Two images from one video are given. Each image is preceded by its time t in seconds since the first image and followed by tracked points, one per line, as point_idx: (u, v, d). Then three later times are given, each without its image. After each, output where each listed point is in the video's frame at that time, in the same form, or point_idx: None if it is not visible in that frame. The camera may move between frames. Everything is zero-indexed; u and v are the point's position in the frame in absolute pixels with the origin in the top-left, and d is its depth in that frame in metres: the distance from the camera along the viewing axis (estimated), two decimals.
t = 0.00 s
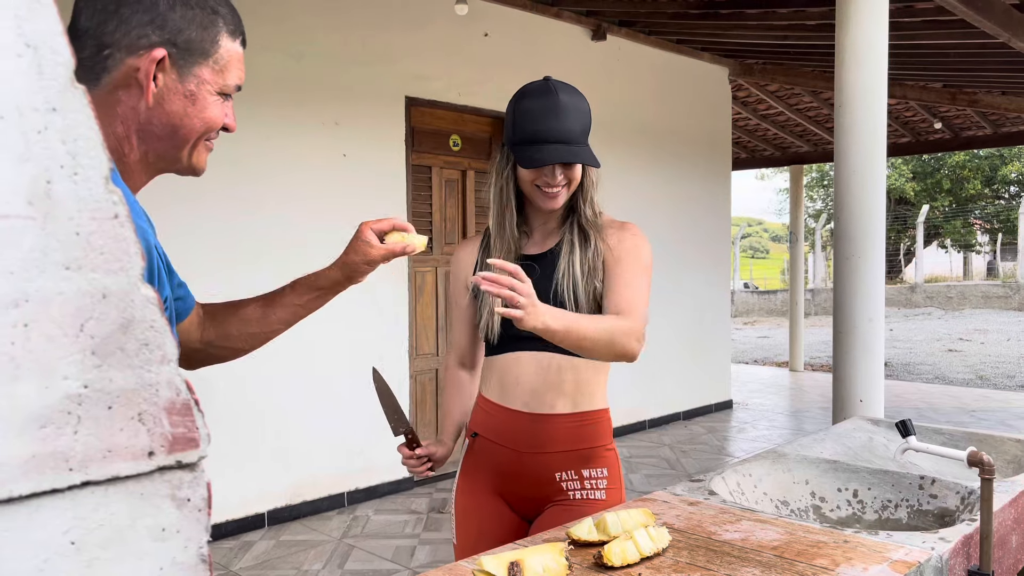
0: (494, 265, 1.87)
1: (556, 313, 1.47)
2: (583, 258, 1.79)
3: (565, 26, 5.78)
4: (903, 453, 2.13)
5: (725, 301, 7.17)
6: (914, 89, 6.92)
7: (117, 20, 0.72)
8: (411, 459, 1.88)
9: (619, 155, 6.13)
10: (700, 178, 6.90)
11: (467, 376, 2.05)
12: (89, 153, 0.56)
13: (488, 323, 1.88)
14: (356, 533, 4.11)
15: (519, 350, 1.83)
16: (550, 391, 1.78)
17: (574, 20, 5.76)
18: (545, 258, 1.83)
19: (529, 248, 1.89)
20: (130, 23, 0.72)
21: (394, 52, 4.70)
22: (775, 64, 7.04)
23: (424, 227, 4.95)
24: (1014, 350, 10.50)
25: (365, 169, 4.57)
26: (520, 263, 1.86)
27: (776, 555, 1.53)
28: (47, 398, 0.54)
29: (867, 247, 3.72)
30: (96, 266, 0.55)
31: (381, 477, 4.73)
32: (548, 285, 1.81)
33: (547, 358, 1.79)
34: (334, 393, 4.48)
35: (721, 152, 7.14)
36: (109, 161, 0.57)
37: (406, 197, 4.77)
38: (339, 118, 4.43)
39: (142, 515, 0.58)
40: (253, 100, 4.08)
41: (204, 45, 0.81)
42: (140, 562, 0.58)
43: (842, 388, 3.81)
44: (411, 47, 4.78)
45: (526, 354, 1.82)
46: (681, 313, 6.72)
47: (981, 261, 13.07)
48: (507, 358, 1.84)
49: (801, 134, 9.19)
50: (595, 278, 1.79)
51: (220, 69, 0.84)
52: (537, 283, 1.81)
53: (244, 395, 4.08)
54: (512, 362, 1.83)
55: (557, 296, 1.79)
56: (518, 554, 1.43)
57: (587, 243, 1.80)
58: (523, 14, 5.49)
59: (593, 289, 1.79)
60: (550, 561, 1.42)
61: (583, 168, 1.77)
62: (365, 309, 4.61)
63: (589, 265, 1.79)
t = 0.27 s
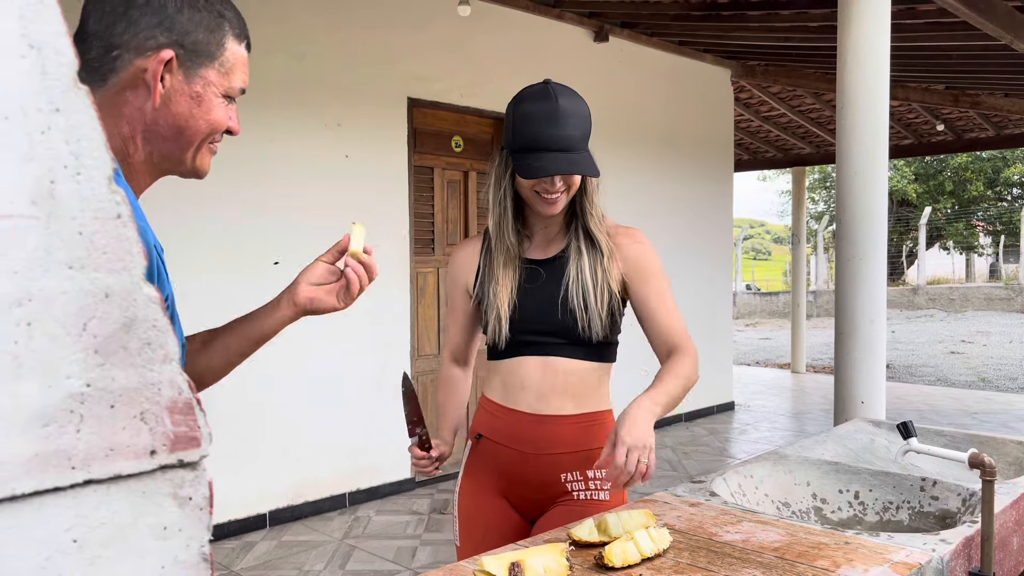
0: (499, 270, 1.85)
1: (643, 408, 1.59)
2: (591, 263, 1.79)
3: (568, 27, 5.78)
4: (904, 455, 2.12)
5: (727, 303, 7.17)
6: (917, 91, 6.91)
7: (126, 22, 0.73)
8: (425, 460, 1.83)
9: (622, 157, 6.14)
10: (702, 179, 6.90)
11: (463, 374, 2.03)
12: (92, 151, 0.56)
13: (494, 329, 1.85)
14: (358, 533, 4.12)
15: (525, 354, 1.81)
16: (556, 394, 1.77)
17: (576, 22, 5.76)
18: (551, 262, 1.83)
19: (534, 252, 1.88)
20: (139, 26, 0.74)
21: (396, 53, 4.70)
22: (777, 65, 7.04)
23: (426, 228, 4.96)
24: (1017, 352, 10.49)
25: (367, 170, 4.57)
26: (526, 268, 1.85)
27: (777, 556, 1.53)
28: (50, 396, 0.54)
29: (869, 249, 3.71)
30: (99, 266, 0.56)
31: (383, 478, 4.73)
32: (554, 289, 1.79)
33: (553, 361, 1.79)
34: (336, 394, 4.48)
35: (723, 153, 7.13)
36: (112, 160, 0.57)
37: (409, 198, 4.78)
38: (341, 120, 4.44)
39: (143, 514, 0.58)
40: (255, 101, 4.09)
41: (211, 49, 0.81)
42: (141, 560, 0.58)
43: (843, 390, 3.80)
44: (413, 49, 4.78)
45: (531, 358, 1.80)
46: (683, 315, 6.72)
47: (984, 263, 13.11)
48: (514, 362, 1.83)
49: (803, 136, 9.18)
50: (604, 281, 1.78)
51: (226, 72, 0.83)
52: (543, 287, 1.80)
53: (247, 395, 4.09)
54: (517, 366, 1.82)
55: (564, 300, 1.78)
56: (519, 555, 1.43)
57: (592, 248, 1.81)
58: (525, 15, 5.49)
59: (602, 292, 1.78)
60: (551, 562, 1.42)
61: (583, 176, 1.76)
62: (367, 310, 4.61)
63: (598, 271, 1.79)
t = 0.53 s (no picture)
0: (507, 270, 1.85)
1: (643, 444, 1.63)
2: (599, 266, 1.80)
3: (570, 28, 5.79)
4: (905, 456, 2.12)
5: (728, 304, 7.16)
6: (919, 93, 6.91)
7: (142, 29, 0.75)
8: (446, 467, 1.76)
9: (624, 158, 6.14)
10: (704, 180, 6.90)
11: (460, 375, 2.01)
12: (100, 155, 0.57)
13: (502, 331, 1.84)
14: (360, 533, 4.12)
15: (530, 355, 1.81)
16: (560, 394, 1.78)
17: (578, 22, 5.77)
18: (558, 264, 1.84)
19: (542, 254, 1.89)
20: (154, 33, 0.75)
21: (398, 54, 4.71)
22: (780, 67, 7.04)
23: (428, 229, 4.97)
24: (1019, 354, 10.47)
25: (370, 170, 4.58)
26: (533, 269, 1.85)
27: (778, 556, 1.54)
28: (56, 395, 0.55)
29: (871, 250, 3.71)
30: (105, 267, 0.56)
31: (384, 478, 4.73)
32: (562, 291, 1.80)
33: (558, 362, 1.79)
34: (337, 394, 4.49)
35: (725, 154, 7.13)
36: (120, 163, 0.58)
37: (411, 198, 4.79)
38: (344, 120, 4.45)
39: (148, 512, 0.59)
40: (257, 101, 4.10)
41: (222, 60, 0.81)
42: (146, 557, 0.59)
43: (845, 391, 3.81)
44: (416, 49, 4.79)
45: (537, 360, 1.80)
46: (685, 316, 6.72)
47: (987, 265, 13.25)
48: (519, 362, 1.82)
49: (805, 137, 9.18)
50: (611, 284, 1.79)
51: (237, 84, 0.84)
52: (551, 288, 1.81)
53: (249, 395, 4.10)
54: (522, 366, 1.82)
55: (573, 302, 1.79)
56: (520, 555, 1.44)
57: (599, 250, 1.82)
58: (528, 16, 5.50)
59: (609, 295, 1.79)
60: (551, 562, 1.43)
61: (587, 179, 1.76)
62: (369, 310, 4.62)
63: (605, 272, 1.80)
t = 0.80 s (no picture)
0: (511, 267, 1.85)
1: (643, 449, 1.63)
2: (603, 266, 1.80)
3: (572, 28, 5.79)
4: (906, 456, 2.12)
5: (730, 304, 7.16)
6: (921, 93, 6.90)
7: (135, 27, 0.75)
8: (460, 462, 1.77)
9: (626, 158, 6.15)
10: (706, 180, 6.90)
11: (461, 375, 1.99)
12: (101, 153, 0.57)
13: (507, 330, 1.84)
14: (361, 533, 4.13)
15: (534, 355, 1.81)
16: (562, 395, 1.78)
17: (580, 23, 5.77)
18: (562, 262, 1.83)
19: (545, 250, 1.89)
20: (147, 31, 0.76)
21: (400, 54, 4.72)
22: (782, 67, 7.03)
23: (430, 228, 4.98)
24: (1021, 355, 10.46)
25: (372, 170, 4.58)
26: (537, 267, 1.85)
27: (778, 556, 1.54)
28: (58, 393, 0.55)
29: (872, 251, 3.71)
30: (107, 265, 0.57)
31: (385, 478, 4.74)
32: (565, 290, 1.80)
33: (561, 361, 1.79)
34: (339, 393, 4.50)
35: (727, 155, 7.13)
36: (120, 161, 0.58)
37: (413, 198, 4.79)
38: (346, 120, 4.46)
39: (150, 509, 0.60)
40: (259, 101, 4.10)
41: (216, 58, 0.82)
42: (149, 554, 0.59)
43: (846, 392, 3.80)
44: (417, 49, 4.80)
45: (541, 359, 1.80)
46: (686, 316, 6.72)
47: (989, 265, 13.26)
48: (521, 362, 1.83)
49: (807, 138, 9.17)
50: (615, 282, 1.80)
51: (230, 83, 0.84)
52: (554, 287, 1.81)
53: (251, 395, 4.10)
54: (525, 366, 1.82)
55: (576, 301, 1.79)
56: (521, 554, 1.45)
57: (602, 248, 1.82)
58: (530, 16, 5.50)
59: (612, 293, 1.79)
60: (552, 561, 1.43)
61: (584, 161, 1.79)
62: (370, 310, 4.62)
63: (608, 270, 1.80)
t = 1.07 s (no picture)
0: (516, 268, 1.86)
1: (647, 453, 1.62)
2: (606, 265, 1.80)
3: (574, 27, 5.79)
4: (908, 455, 2.11)
5: (732, 304, 7.16)
6: (924, 93, 6.89)
7: (135, 26, 0.76)
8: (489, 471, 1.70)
9: (628, 157, 6.15)
10: (707, 180, 6.89)
11: (467, 376, 1.98)
12: (106, 150, 0.57)
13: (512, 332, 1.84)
14: (362, 531, 4.13)
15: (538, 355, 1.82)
16: (563, 394, 1.79)
17: (583, 22, 5.77)
18: (566, 262, 1.84)
19: (549, 250, 1.89)
20: (146, 30, 0.76)
21: (402, 53, 4.72)
22: (784, 67, 7.02)
23: (432, 227, 4.98)
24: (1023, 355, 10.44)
25: (373, 169, 4.58)
26: (542, 268, 1.85)
27: (779, 555, 1.54)
28: (63, 388, 0.55)
29: (874, 250, 3.71)
30: (112, 261, 0.57)
31: (386, 476, 4.74)
32: (568, 289, 1.81)
33: (564, 360, 1.79)
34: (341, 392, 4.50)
35: (729, 154, 7.12)
36: (125, 158, 0.58)
37: (414, 197, 4.80)
38: (349, 119, 4.46)
39: (154, 505, 0.60)
40: (261, 99, 4.11)
41: (216, 58, 0.82)
42: (154, 548, 0.60)
43: (848, 391, 3.80)
44: (419, 48, 4.80)
45: (544, 360, 1.81)
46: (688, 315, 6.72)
47: (990, 266, 13.12)
48: (524, 361, 1.83)
49: (809, 137, 9.16)
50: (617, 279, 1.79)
51: (230, 82, 0.84)
52: (558, 287, 1.81)
53: (252, 393, 4.11)
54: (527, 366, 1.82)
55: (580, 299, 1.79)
56: (523, 552, 1.45)
57: (605, 247, 1.82)
58: (532, 15, 5.50)
59: (615, 290, 1.79)
60: (554, 559, 1.43)
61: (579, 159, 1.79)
62: (372, 308, 4.63)
63: (610, 268, 1.80)
